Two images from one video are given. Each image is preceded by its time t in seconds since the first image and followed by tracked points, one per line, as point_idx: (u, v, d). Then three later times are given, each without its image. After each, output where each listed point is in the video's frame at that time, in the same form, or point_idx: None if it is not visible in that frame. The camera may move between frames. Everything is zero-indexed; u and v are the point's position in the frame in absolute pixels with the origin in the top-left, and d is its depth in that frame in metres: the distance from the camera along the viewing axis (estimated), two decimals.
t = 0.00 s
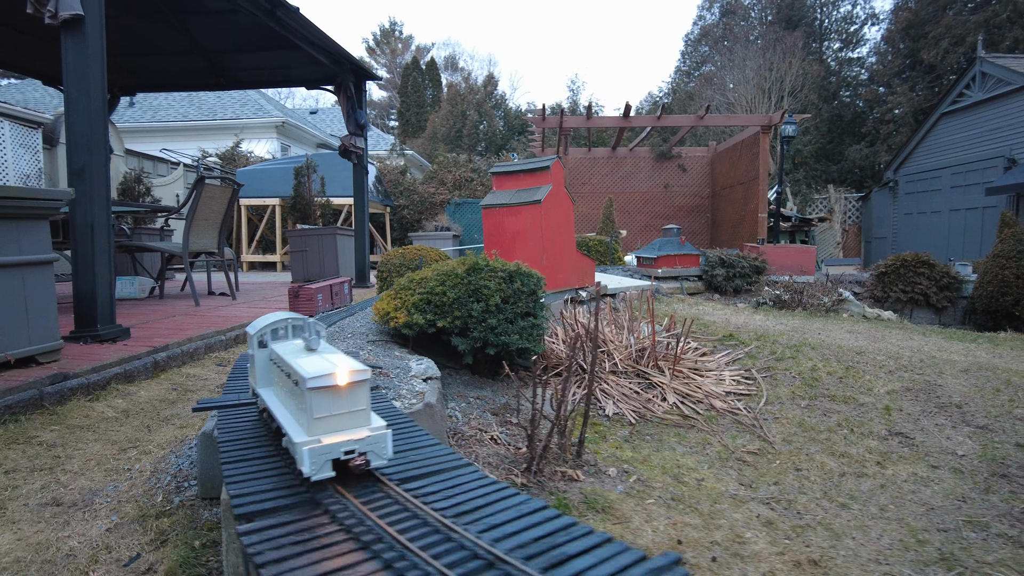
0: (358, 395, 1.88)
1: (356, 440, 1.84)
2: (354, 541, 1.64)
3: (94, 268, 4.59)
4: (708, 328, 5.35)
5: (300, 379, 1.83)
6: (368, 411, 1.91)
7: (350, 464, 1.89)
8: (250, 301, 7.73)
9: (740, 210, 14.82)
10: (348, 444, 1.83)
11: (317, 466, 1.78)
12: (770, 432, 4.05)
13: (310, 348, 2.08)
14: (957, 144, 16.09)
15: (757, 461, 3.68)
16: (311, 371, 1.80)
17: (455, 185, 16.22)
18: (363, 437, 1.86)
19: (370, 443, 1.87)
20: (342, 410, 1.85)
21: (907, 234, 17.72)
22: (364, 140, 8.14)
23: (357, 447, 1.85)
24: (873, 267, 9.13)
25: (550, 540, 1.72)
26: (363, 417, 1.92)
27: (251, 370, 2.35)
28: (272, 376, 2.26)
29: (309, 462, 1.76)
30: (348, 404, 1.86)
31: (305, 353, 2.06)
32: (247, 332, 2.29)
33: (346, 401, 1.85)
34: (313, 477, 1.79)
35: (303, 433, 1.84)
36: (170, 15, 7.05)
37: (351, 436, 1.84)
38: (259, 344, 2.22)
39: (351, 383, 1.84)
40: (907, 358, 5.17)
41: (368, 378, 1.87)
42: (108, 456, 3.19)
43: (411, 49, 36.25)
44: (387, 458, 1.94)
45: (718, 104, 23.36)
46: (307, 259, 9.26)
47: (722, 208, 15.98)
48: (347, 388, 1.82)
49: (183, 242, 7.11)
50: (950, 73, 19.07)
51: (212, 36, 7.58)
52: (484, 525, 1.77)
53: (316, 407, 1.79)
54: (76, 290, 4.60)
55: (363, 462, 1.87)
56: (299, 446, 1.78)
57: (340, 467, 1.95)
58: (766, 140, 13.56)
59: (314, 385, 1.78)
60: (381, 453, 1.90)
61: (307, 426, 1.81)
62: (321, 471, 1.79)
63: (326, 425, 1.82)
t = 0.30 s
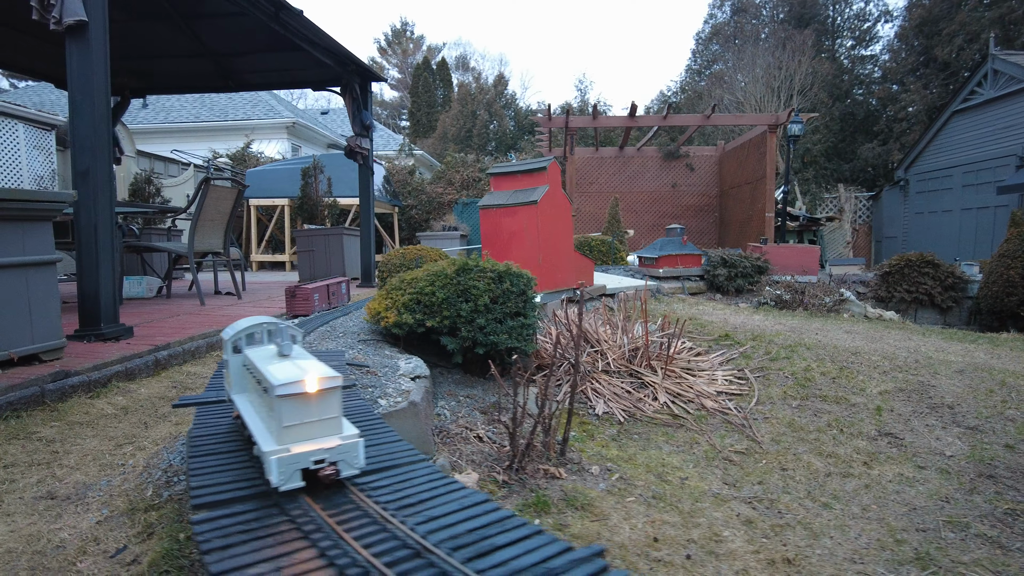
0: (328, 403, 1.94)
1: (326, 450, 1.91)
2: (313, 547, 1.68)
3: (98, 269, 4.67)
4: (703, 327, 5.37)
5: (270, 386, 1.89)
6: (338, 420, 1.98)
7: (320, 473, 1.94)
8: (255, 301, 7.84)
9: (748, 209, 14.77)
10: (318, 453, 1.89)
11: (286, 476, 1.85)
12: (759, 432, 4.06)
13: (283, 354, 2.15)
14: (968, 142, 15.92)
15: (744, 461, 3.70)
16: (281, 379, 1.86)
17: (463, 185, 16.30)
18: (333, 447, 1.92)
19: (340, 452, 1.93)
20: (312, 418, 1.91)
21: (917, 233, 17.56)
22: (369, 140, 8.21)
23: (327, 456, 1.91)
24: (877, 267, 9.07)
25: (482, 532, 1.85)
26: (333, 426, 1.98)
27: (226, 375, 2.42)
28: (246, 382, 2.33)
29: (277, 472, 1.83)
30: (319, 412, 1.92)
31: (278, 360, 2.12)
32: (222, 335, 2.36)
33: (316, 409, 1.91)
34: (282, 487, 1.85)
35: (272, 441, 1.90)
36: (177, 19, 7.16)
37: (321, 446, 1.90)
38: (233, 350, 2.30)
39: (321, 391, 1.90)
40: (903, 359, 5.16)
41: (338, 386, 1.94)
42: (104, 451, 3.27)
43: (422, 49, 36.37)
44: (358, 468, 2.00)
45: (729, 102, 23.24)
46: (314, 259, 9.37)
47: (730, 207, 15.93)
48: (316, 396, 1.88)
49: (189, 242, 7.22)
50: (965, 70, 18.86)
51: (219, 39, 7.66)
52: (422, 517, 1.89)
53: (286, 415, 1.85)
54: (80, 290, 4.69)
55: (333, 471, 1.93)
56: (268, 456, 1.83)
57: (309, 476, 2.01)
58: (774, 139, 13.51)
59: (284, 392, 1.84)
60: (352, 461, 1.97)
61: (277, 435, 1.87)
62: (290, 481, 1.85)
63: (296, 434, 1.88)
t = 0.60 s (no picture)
0: (307, 404, 2.02)
1: (308, 451, 1.98)
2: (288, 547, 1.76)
3: (108, 268, 4.76)
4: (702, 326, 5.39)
5: (252, 387, 1.97)
6: (319, 420, 2.06)
7: (302, 476, 2.02)
8: (264, 299, 7.96)
9: (759, 208, 14.70)
10: (299, 455, 1.97)
11: (268, 478, 1.91)
12: (753, 429, 4.09)
13: (266, 354, 2.25)
14: (983, 140, 15.73)
15: (735, 457, 3.74)
16: (263, 380, 1.94)
17: (474, 185, 16.38)
18: (315, 449, 2.00)
19: (322, 454, 2.01)
20: (293, 419, 1.99)
21: (932, 232, 17.37)
22: (378, 141, 8.31)
23: (309, 458, 1.99)
24: (885, 266, 9.02)
25: (432, 514, 2.03)
26: (315, 427, 2.07)
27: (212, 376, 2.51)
28: (231, 382, 2.43)
29: (258, 474, 1.89)
30: (298, 413, 2.00)
31: (261, 360, 2.22)
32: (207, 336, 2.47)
33: (296, 410, 1.99)
34: (264, 489, 1.91)
35: (254, 443, 1.97)
36: (189, 21, 7.29)
37: (303, 447, 1.98)
38: (218, 350, 2.40)
39: (300, 391, 1.98)
40: (902, 358, 5.16)
41: (319, 387, 2.03)
42: (109, 443, 3.38)
43: (436, 49, 36.56)
44: (342, 469, 2.08)
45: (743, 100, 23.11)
46: (324, 258, 9.48)
47: (741, 206, 15.85)
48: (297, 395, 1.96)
49: (200, 241, 7.33)
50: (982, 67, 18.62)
51: (230, 41, 7.79)
52: (377, 501, 2.06)
53: (267, 415, 1.93)
54: (91, 288, 4.80)
55: (315, 473, 2.00)
56: (250, 458, 1.91)
57: (292, 479, 2.08)
58: (784, 138, 13.45)
59: (264, 393, 1.92)
60: (334, 463, 2.04)
61: (259, 437, 1.95)
62: (270, 483, 1.92)
63: (276, 436, 1.96)
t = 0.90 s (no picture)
0: (319, 402, 2.10)
1: (320, 450, 2.06)
2: (299, 547, 1.85)
3: (137, 266, 4.93)
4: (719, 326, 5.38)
5: (264, 384, 2.05)
6: (330, 418, 2.13)
7: (314, 474, 2.10)
8: (289, 297, 8.13)
9: (786, 207, 14.52)
10: (310, 454, 2.04)
11: (278, 476, 1.99)
12: (766, 429, 4.09)
13: (278, 352, 2.34)
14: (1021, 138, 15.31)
15: (747, 456, 3.74)
16: (274, 378, 2.02)
17: (498, 185, 16.47)
18: (327, 447, 2.08)
19: (334, 453, 2.09)
20: (305, 417, 2.07)
21: (966, 232, 16.95)
22: (402, 142, 8.42)
23: (321, 457, 2.07)
24: (913, 266, 8.86)
25: (420, 497, 2.17)
26: (326, 426, 2.14)
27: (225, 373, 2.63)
28: (242, 381, 2.55)
29: (268, 472, 1.97)
30: (308, 411, 2.08)
31: (273, 357, 2.31)
32: (221, 335, 2.58)
33: (308, 409, 2.07)
34: (274, 487, 1.99)
35: (266, 441, 2.05)
36: (219, 26, 7.48)
37: (314, 446, 2.06)
38: (230, 347, 2.52)
39: (311, 389, 2.06)
40: (924, 359, 5.09)
41: (330, 385, 2.10)
42: (136, 433, 3.53)
43: (464, 49, 36.78)
44: (353, 468, 2.18)
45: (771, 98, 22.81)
46: (349, 257, 9.65)
47: (768, 206, 15.67)
48: (307, 393, 2.04)
49: (229, 239, 7.49)
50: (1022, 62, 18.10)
51: (258, 45, 7.97)
52: (380, 490, 2.19)
53: (278, 413, 2.01)
54: (122, 285, 4.97)
55: (326, 472, 2.08)
56: (261, 455, 1.98)
57: (303, 478, 2.17)
58: (811, 136, 13.28)
59: (275, 390, 1.99)
60: (345, 462, 2.12)
61: (270, 435, 2.03)
62: (281, 482, 2.00)
63: (287, 434, 2.04)
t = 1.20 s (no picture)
0: (346, 392, 2.18)
1: (348, 439, 2.15)
2: (328, 528, 1.95)
3: (168, 263, 5.13)
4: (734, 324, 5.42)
5: (292, 375, 2.14)
6: (357, 408, 2.22)
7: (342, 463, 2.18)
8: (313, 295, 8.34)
9: (810, 207, 14.40)
10: (338, 443, 2.13)
11: (307, 465, 2.07)
12: (777, 425, 4.14)
13: (304, 345, 2.47)
14: None
15: (756, 451, 3.80)
16: (302, 368, 2.11)
17: (520, 185, 16.58)
18: (354, 436, 2.16)
19: (361, 442, 2.17)
20: (333, 407, 2.16)
21: (996, 232, 16.61)
22: (425, 143, 8.57)
23: (348, 446, 2.15)
24: (937, 266, 8.77)
25: (429, 474, 2.37)
26: (353, 416, 2.22)
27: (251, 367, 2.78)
28: (268, 374, 2.69)
29: (297, 460, 2.05)
30: (336, 401, 2.16)
31: (300, 350, 2.43)
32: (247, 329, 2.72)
33: (335, 399, 2.15)
34: (303, 475, 2.07)
35: (295, 431, 2.14)
36: (247, 31, 7.70)
37: (342, 435, 2.14)
38: (256, 340, 2.66)
39: (339, 379, 2.15)
40: (941, 358, 5.08)
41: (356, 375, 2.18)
42: (166, 422, 3.71)
43: (488, 50, 36.99)
44: (380, 457, 2.25)
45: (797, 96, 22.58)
46: (373, 256, 9.85)
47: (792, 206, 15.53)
48: (334, 383, 2.12)
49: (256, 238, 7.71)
50: None
51: (285, 48, 8.18)
52: (404, 480, 2.30)
53: (306, 402, 2.10)
54: (153, 282, 5.17)
55: (354, 461, 2.16)
56: (290, 444, 2.07)
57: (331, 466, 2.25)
58: (835, 135, 13.16)
59: (304, 380, 2.08)
60: (372, 451, 2.20)
61: (299, 424, 2.11)
62: (310, 470, 2.08)
63: (316, 423, 2.12)
